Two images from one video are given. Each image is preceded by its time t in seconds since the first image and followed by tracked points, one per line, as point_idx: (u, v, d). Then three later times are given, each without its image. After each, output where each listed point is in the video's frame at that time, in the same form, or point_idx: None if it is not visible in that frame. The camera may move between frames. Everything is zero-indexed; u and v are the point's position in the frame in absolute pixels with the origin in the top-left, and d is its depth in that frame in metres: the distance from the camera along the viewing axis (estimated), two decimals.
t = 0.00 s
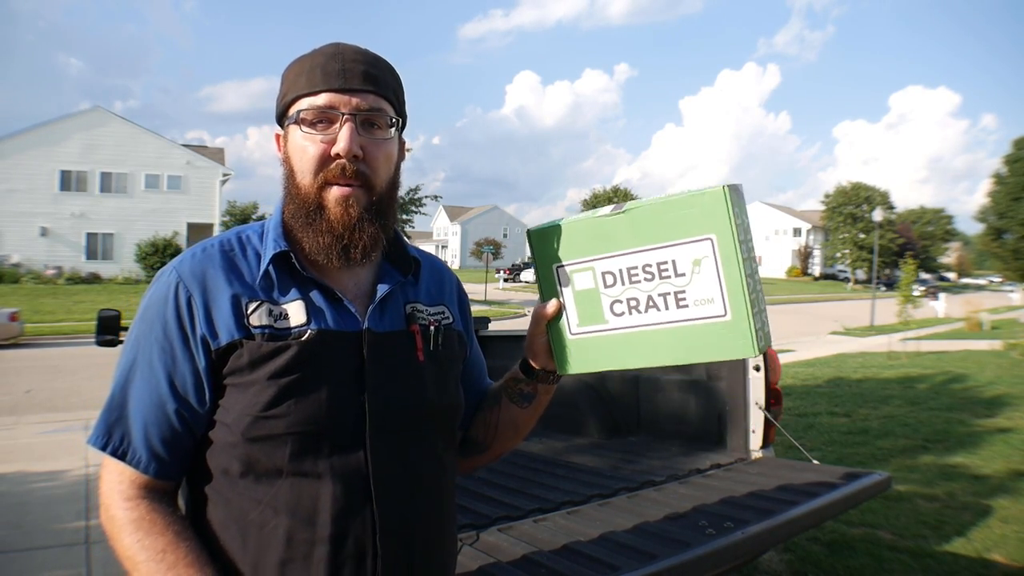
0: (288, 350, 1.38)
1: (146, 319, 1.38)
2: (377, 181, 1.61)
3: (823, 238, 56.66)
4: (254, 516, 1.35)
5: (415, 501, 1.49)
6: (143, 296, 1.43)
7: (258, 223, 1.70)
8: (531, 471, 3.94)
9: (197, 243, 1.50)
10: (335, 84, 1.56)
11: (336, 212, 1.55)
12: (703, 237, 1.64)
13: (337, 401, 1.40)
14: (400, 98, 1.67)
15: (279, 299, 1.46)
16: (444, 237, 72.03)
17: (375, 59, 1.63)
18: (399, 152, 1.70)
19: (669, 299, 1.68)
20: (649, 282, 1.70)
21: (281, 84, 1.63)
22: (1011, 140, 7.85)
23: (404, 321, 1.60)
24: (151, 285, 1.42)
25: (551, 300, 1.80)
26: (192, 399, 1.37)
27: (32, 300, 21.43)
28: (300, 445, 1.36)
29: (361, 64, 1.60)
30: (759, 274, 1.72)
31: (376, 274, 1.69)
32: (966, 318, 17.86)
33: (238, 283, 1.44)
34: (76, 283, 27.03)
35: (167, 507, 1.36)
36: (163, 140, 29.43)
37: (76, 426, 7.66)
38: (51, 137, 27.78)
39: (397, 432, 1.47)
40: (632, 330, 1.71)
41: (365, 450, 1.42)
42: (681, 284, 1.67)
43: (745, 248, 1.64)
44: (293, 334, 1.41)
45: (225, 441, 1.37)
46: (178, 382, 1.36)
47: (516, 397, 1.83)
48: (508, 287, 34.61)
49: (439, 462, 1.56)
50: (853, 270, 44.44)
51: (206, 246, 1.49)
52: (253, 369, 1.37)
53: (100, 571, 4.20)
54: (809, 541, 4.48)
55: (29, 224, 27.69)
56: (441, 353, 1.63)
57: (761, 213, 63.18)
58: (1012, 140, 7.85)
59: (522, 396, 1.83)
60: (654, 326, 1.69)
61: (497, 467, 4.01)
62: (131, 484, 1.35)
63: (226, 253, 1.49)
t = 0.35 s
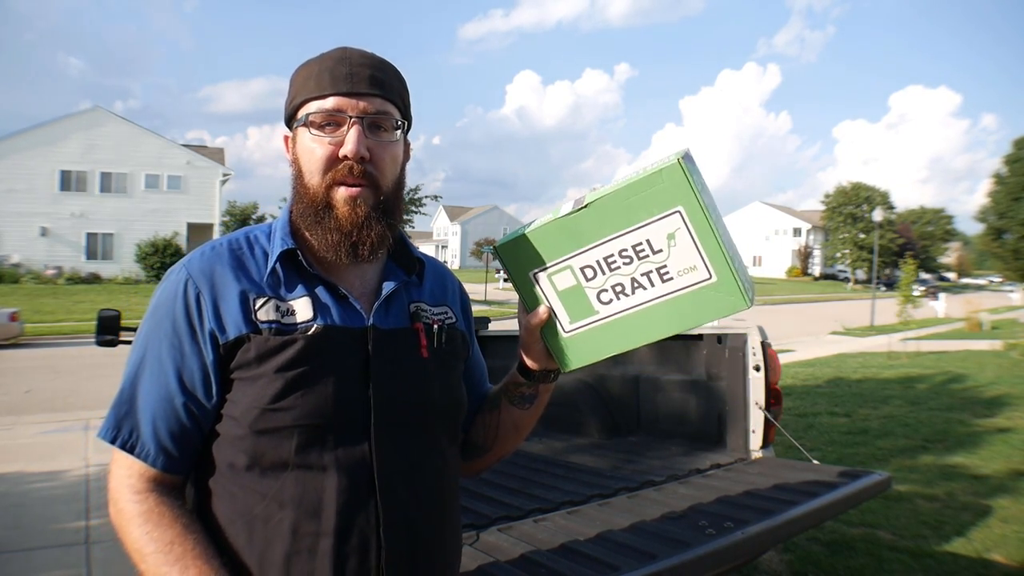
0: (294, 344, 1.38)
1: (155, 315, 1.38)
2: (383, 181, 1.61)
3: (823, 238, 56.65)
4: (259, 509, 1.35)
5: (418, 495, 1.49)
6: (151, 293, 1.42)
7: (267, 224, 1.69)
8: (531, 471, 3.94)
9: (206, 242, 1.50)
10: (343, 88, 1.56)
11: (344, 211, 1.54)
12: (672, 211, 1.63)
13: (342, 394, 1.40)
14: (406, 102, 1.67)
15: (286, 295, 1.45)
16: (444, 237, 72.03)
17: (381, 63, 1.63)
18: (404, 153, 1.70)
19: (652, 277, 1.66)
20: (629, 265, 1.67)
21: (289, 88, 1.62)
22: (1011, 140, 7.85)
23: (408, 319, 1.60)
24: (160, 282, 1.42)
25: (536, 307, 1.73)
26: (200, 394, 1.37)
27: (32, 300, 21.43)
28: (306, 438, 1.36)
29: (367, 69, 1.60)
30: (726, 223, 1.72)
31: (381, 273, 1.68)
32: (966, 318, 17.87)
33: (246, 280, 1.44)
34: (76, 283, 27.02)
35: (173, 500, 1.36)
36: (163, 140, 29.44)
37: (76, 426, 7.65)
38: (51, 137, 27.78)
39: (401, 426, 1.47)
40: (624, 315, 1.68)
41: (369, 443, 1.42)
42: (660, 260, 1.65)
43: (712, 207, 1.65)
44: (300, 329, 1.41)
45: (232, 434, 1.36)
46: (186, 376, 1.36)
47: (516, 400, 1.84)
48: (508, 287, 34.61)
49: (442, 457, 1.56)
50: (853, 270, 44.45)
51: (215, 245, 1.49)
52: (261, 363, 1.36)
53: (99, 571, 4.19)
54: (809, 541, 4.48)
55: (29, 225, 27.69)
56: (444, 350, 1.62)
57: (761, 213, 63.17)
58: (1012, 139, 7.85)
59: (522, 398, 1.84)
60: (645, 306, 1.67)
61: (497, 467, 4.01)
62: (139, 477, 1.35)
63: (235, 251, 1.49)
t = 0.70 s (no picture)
0: (296, 340, 1.38)
1: (159, 311, 1.38)
2: (386, 182, 1.61)
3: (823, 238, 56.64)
4: (259, 504, 1.35)
5: (417, 493, 1.49)
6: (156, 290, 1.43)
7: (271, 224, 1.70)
8: (531, 471, 3.94)
9: (210, 241, 1.51)
10: (349, 91, 1.56)
11: (348, 211, 1.54)
12: (629, 177, 1.64)
13: (342, 390, 1.40)
14: (410, 107, 1.67)
15: (288, 293, 1.46)
16: (444, 237, 72.02)
17: (386, 68, 1.64)
18: (407, 156, 1.70)
19: (624, 247, 1.67)
20: (600, 240, 1.68)
21: (295, 91, 1.62)
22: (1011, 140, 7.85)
23: (408, 319, 1.59)
24: (164, 279, 1.43)
25: (519, 300, 1.72)
26: (202, 390, 1.37)
27: (32, 300, 21.43)
28: (306, 434, 1.36)
29: (373, 72, 1.61)
30: (684, 178, 1.74)
31: (382, 273, 1.68)
32: (966, 318, 17.86)
33: (249, 277, 1.44)
34: (76, 283, 27.02)
35: (174, 494, 1.36)
36: (163, 140, 29.44)
37: (76, 426, 7.65)
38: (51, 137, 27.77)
39: (400, 423, 1.47)
40: (605, 289, 1.69)
41: (369, 439, 1.42)
42: (628, 228, 1.66)
43: (666, 166, 1.67)
44: (302, 326, 1.41)
45: (233, 430, 1.37)
46: (189, 372, 1.36)
47: (519, 394, 1.84)
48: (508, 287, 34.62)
49: (441, 456, 1.56)
50: (853, 270, 44.45)
51: (219, 244, 1.49)
52: (262, 359, 1.37)
53: (99, 571, 4.19)
54: (809, 541, 4.48)
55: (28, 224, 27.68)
56: (444, 350, 1.62)
57: (761, 213, 63.18)
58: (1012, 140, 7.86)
59: (526, 392, 1.84)
60: (623, 276, 1.67)
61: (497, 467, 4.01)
62: (140, 471, 1.35)
63: (238, 250, 1.49)
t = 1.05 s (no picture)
0: (287, 339, 1.38)
1: (153, 310, 1.38)
2: (385, 183, 1.60)
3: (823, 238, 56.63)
4: (250, 503, 1.35)
5: (409, 493, 1.48)
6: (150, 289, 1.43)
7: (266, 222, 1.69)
8: (532, 471, 3.94)
9: (204, 240, 1.51)
10: (356, 90, 1.56)
11: (345, 209, 1.54)
12: (583, 159, 1.59)
13: (333, 390, 1.40)
14: (414, 110, 1.68)
15: (281, 293, 1.45)
16: (444, 237, 72.01)
17: (394, 70, 1.64)
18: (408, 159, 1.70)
19: (595, 223, 1.66)
20: (570, 224, 1.65)
21: (301, 86, 1.62)
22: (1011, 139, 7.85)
23: (401, 320, 1.59)
24: (158, 279, 1.43)
25: (508, 302, 1.71)
26: (195, 389, 1.37)
27: (32, 300, 21.42)
28: (297, 433, 1.36)
29: (380, 74, 1.61)
30: (626, 131, 1.71)
31: (376, 273, 1.68)
32: (966, 318, 17.86)
33: (242, 277, 1.44)
34: (76, 283, 27.01)
35: (167, 493, 1.36)
36: (164, 140, 29.44)
37: (76, 427, 7.65)
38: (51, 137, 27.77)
39: (392, 422, 1.47)
40: (588, 267, 1.70)
41: (360, 439, 1.42)
42: (594, 207, 1.64)
43: (610, 133, 1.62)
44: (294, 325, 1.41)
45: (225, 429, 1.37)
46: (181, 371, 1.36)
47: (523, 388, 1.84)
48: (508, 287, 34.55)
49: (435, 456, 1.56)
50: (852, 271, 44.45)
51: (213, 243, 1.49)
52: (254, 358, 1.37)
53: (100, 571, 4.19)
54: (809, 541, 4.48)
55: (29, 224, 27.68)
56: (438, 351, 1.61)
57: (761, 213, 63.18)
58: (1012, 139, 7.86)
59: (529, 385, 1.84)
60: (603, 250, 1.68)
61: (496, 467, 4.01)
62: (133, 470, 1.35)
63: (232, 249, 1.49)
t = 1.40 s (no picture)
0: (280, 340, 1.38)
1: (147, 311, 1.38)
2: (381, 187, 1.60)
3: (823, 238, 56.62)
4: (245, 504, 1.35)
5: (404, 494, 1.48)
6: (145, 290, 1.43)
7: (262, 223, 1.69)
8: (531, 471, 3.94)
9: (198, 241, 1.51)
10: (353, 92, 1.55)
11: (341, 213, 1.54)
12: (591, 160, 1.63)
13: (327, 391, 1.39)
14: (411, 113, 1.67)
15: (275, 294, 1.45)
16: (444, 237, 72.01)
17: (392, 72, 1.63)
18: (404, 161, 1.69)
19: (599, 228, 1.67)
20: (574, 226, 1.67)
21: (299, 86, 1.62)
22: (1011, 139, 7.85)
23: (397, 319, 1.58)
24: (153, 279, 1.43)
25: (503, 299, 1.69)
26: (189, 390, 1.37)
27: (32, 300, 21.41)
28: (291, 434, 1.36)
29: (378, 76, 1.60)
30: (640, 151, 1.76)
31: (372, 274, 1.68)
32: (966, 318, 17.86)
33: (236, 278, 1.44)
34: (76, 283, 27.01)
35: (163, 494, 1.36)
36: (164, 140, 29.44)
37: (76, 427, 7.65)
38: (52, 137, 27.77)
39: (387, 424, 1.46)
40: (587, 272, 1.69)
41: (354, 440, 1.41)
42: (600, 210, 1.66)
43: (625, 140, 1.67)
44: (287, 326, 1.41)
45: (219, 430, 1.37)
46: (175, 372, 1.36)
47: (516, 391, 1.81)
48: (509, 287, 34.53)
49: (430, 457, 1.55)
50: (853, 270, 44.43)
51: (207, 244, 1.49)
52: (247, 359, 1.37)
53: (99, 571, 4.19)
54: (810, 541, 4.47)
55: (28, 225, 27.68)
56: (434, 351, 1.61)
57: (761, 213, 63.18)
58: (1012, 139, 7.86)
59: (522, 389, 1.81)
60: (605, 257, 1.68)
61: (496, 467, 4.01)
62: (129, 471, 1.35)
63: (226, 249, 1.49)
